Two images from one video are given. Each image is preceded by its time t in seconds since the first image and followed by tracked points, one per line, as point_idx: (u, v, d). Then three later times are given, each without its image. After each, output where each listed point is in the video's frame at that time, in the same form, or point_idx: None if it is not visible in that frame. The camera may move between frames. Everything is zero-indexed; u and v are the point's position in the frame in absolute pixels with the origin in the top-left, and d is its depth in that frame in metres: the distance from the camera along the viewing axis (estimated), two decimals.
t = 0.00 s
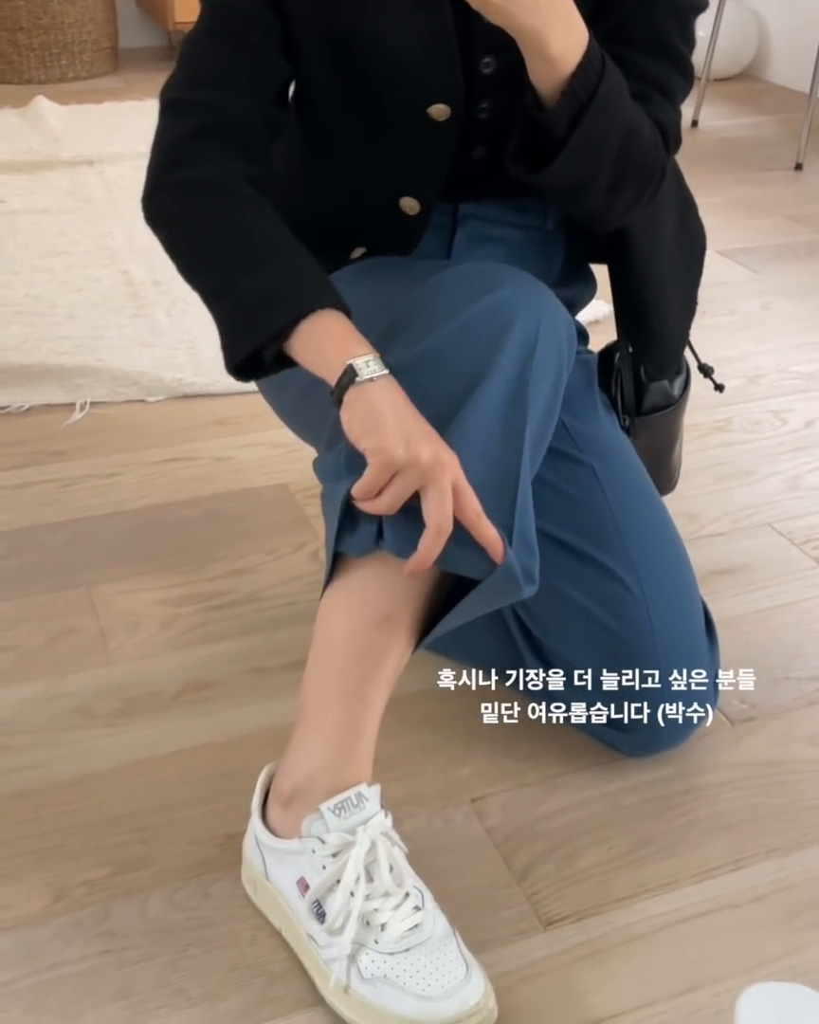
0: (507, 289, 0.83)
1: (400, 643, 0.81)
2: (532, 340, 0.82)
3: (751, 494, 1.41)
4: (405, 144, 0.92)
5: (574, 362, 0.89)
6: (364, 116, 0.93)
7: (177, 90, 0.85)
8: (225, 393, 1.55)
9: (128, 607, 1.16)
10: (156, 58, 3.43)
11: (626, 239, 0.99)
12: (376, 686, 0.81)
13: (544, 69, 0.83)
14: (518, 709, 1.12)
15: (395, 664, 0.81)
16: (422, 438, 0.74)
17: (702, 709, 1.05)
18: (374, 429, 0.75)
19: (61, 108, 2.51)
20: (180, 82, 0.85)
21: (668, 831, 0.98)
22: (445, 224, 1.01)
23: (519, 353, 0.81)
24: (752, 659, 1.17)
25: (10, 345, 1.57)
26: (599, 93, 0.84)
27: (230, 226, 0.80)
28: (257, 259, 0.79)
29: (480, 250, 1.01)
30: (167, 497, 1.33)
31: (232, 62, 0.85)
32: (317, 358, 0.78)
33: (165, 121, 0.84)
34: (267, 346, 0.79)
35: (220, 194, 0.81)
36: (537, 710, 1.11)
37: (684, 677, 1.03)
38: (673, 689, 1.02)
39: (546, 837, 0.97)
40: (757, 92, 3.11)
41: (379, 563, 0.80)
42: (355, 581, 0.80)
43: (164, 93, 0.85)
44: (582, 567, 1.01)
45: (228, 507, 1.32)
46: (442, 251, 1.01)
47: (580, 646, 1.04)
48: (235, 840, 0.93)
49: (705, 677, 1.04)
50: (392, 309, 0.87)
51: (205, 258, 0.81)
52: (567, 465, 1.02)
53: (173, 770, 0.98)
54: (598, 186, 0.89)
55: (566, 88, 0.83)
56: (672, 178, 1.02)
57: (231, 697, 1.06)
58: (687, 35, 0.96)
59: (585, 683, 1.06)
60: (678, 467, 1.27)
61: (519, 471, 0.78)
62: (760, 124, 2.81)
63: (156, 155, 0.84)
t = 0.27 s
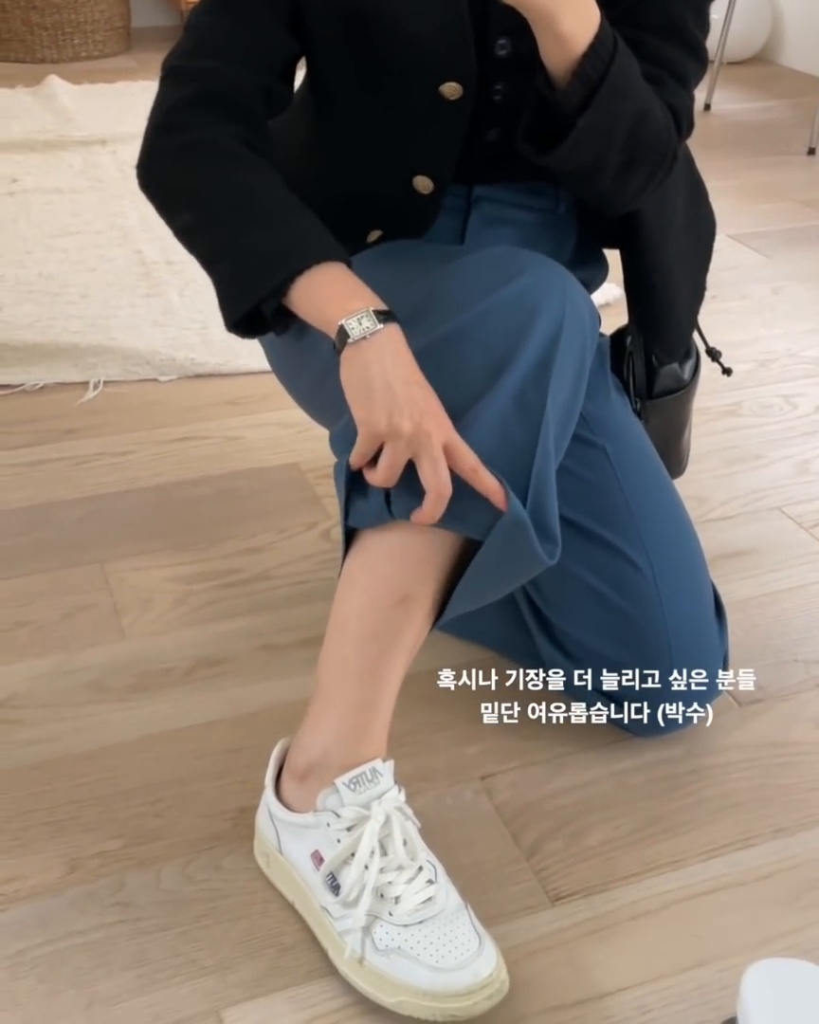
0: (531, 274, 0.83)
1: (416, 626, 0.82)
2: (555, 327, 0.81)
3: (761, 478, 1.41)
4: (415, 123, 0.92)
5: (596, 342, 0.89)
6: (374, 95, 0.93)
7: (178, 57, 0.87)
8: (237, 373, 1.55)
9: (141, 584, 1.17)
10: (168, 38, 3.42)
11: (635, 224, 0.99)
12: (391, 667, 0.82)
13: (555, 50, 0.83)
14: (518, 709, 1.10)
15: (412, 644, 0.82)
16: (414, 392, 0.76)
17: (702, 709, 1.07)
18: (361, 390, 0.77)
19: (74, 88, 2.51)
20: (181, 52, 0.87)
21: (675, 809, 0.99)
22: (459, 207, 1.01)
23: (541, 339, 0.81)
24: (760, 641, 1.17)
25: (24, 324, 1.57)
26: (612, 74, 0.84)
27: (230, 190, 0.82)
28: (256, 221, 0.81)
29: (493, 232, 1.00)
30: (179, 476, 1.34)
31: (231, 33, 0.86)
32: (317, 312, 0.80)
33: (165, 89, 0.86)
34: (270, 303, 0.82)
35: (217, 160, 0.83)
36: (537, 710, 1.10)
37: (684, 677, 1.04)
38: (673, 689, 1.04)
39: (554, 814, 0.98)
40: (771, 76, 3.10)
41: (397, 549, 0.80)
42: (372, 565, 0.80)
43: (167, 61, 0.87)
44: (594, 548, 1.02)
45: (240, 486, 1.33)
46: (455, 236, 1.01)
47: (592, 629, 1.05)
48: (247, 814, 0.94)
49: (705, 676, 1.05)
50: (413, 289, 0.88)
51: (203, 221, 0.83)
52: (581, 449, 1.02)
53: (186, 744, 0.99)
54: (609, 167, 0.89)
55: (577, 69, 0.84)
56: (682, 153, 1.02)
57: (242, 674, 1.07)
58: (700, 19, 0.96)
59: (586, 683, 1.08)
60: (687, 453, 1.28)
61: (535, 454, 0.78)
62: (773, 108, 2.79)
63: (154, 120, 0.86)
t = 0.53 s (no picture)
0: (548, 262, 0.84)
1: (430, 612, 0.82)
2: (572, 315, 0.82)
3: (772, 468, 1.42)
4: (427, 112, 0.92)
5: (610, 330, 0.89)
6: (385, 83, 0.93)
7: (188, 48, 0.86)
8: (249, 359, 1.55)
9: (154, 568, 1.17)
10: (180, 23, 3.41)
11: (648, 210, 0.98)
12: (405, 652, 0.82)
13: (567, 37, 0.83)
14: (518, 709, 1.08)
15: (425, 629, 0.82)
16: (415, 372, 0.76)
17: (702, 709, 1.07)
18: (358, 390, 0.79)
19: (86, 73, 2.51)
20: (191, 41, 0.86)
21: (686, 797, 1.00)
22: (472, 196, 1.01)
23: (558, 327, 0.81)
24: (771, 630, 1.18)
25: (37, 309, 1.58)
26: (623, 62, 0.84)
27: (233, 191, 0.83)
28: (259, 225, 0.82)
29: (505, 221, 1.00)
30: (192, 461, 1.34)
31: (243, 28, 0.86)
32: (318, 318, 0.82)
33: (172, 78, 0.86)
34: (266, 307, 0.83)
35: (223, 159, 0.84)
36: (537, 710, 1.08)
37: (684, 677, 1.04)
38: (672, 689, 1.05)
39: (564, 800, 0.98)
40: (784, 66, 3.09)
41: (413, 537, 0.79)
42: (387, 552, 0.80)
43: (176, 49, 0.86)
44: (604, 535, 1.02)
45: (253, 472, 1.33)
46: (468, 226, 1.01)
47: (604, 617, 1.05)
48: (260, 797, 0.94)
49: (706, 677, 1.04)
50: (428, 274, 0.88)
51: (205, 219, 0.84)
52: (594, 436, 1.01)
53: (199, 727, 1.00)
54: (622, 156, 0.89)
55: (588, 55, 0.84)
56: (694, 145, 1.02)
57: (255, 658, 1.08)
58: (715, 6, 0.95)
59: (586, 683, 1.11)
60: (696, 444, 1.28)
61: (553, 438, 0.78)
62: (787, 98, 2.78)
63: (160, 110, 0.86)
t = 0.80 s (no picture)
0: (548, 249, 0.83)
1: (433, 602, 0.82)
2: (571, 302, 0.81)
3: (781, 463, 1.41)
4: (436, 106, 0.91)
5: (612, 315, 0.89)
6: (395, 76, 0.92)
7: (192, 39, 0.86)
8: (257, 351, 1.55)
9: (160, 559, 1.17)
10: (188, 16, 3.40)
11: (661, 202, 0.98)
12: (408, 642, 0.82)
13: (579, 30, 0.83)
14: (519, 709, 1.07)
15: (429, 618, 0.82)
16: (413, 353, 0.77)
17: (703, 709, 1.07)
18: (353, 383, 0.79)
19: (95, 64, 2.51)
20: (194, 33, 0.86)
21: (692, 791, 0.99)
22: (482, 188, 1.00)
23: (558, 315, 0.80)
24: (780, 626, 1.17)
25: (45, 299, 1.57)
26: (635, 57, 0.83)
27: (228, 184, 0.83)
28: (253, 217, 0.83)
29: (515, 213, 1.00)
30: (199, 452, 1.34)
31: (247, 22, 0.86)
32: (307, 309, 0.82)
33: (174, 69, 0.86)
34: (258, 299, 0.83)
35: (221, 151, 0.84)
36: (538, 710, 1.07)
37: (684, 677, 1.03)
38: (672, 689, 1.04)
39: (570, 794, 0.98)
40: (794, 60, 3.08)
41: (417, 526, 0.79)
42: (390, 540, 0.80)
43: (180, 39, 0.86)
44: (610, 528, 1.02)
45: (260, 464, 1.33)
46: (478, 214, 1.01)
47: (612, 612, 1.04)
48: (266, 789, 0.94)
49: (707, 677, 1.04)
50: (429, 262, 0.87)
51: (199, 208, 0.84)
52: (602, 429, 1.01)
53: (206, 718, 1.00)
54: (632, 150, 0.88)
55: (600, 49, 0.83)
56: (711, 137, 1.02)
57: (262, 649, 1.08)
58: None
59: (585, 682, 1.11)
60: (707, 438, 1.27)
61: (551, 428, 0.78)
62: (797, 92, 2.77)
63: (160, 100, 0.86)
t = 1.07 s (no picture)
0: (559, 244, 0.82)
1: (440, 599, 0.82)
2: (582, 297, 0.80)
3: (790, 460, 1.40)
4: (443, 102, 0.91)
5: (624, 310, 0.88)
6: (402, 71, 0.92)
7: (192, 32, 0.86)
8: (264, 346, 1.55)
9: (167, 554, 1.17)
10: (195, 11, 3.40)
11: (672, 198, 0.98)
12: (416, 640, 0.82)
13: (587, 27, 0.83)
14: (518, 709, 1.06)
15: (435, 615, 0.82)
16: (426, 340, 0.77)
17: (703, 709, 1.06)
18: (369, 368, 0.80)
19: (103, 59, 2.50)
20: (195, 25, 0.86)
21: (700, 789, 0.99)
22: (490, 184, 1.00)
23: (570, 309, 0.80)
24: (788, 624, 1.17)
25: (52, 294, 1.57)
26: (643, 55, 0.83)
27: (231, 174, 0.83)
28: (260, 206, 0.82)
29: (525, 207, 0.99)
30: (206, 447, 1.34)
31: (248, 16, 0.85)
32: (319, 297, 0.82)
33: (176, 63, 0.86)
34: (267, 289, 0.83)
35: (222, 143, 0.84)
36: (538, 710, 1.06)
37: (684, 677, 1.03)
38: (672, 689, 1.04)
39: (577, 791, 0.98)
40: (803, 57, 3.07)
41: (425, 524, 0.79)
42: (397, 537, 0.80)
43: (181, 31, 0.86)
44: (615, 527, 1.00)
45: (268, 459, 1.32)
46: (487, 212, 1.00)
47: (619, 610, 1.03)
48: (272, 784, 0.94)
49: (707, 677, 1.03)
50: (438, 259, 0.87)
51: (204, 199, 0.84)
52: (611, 428, 0.99)
53: (212, 713, 1.00)
54: (640, 147, 0.88)
55: (608, 46, 0.83)
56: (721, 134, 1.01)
57: (269, 645, 1.07)
58: None
59: (585, 682, 1.10)
60: (719, 435, 1.26)
61: (561, 424, 0.77)
62: (806, 88, 2.76)
63: (161, 94, 0.86)
